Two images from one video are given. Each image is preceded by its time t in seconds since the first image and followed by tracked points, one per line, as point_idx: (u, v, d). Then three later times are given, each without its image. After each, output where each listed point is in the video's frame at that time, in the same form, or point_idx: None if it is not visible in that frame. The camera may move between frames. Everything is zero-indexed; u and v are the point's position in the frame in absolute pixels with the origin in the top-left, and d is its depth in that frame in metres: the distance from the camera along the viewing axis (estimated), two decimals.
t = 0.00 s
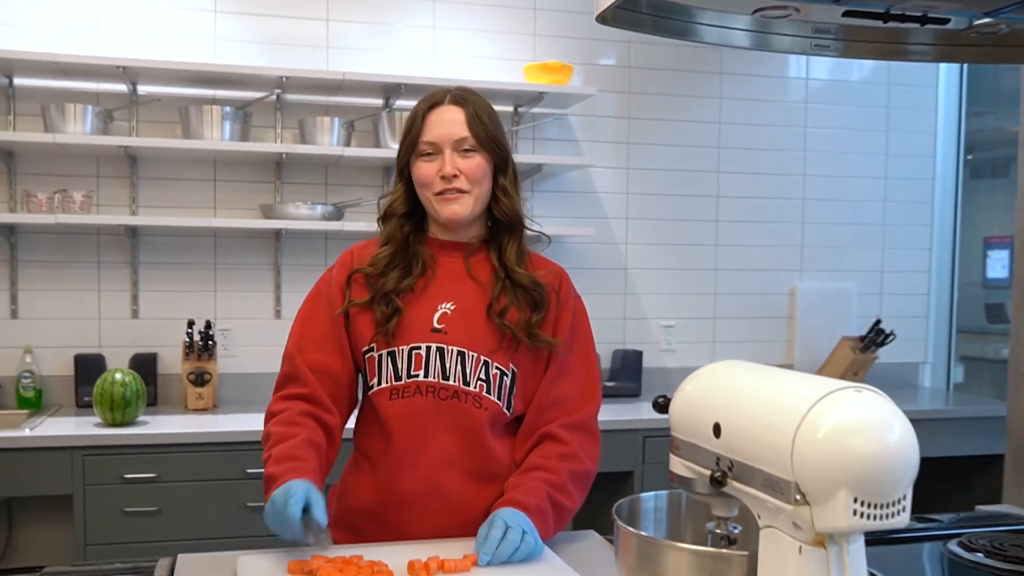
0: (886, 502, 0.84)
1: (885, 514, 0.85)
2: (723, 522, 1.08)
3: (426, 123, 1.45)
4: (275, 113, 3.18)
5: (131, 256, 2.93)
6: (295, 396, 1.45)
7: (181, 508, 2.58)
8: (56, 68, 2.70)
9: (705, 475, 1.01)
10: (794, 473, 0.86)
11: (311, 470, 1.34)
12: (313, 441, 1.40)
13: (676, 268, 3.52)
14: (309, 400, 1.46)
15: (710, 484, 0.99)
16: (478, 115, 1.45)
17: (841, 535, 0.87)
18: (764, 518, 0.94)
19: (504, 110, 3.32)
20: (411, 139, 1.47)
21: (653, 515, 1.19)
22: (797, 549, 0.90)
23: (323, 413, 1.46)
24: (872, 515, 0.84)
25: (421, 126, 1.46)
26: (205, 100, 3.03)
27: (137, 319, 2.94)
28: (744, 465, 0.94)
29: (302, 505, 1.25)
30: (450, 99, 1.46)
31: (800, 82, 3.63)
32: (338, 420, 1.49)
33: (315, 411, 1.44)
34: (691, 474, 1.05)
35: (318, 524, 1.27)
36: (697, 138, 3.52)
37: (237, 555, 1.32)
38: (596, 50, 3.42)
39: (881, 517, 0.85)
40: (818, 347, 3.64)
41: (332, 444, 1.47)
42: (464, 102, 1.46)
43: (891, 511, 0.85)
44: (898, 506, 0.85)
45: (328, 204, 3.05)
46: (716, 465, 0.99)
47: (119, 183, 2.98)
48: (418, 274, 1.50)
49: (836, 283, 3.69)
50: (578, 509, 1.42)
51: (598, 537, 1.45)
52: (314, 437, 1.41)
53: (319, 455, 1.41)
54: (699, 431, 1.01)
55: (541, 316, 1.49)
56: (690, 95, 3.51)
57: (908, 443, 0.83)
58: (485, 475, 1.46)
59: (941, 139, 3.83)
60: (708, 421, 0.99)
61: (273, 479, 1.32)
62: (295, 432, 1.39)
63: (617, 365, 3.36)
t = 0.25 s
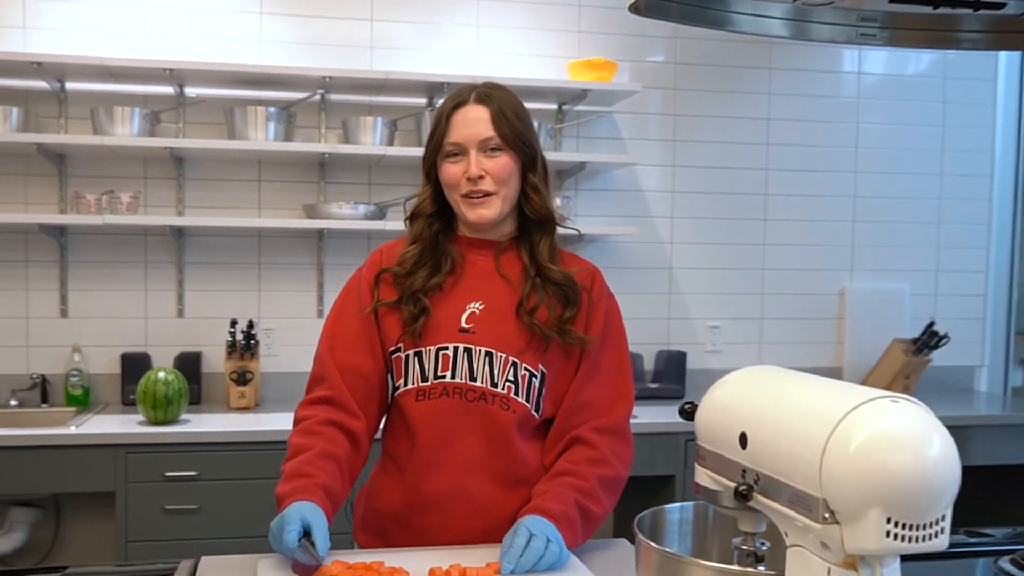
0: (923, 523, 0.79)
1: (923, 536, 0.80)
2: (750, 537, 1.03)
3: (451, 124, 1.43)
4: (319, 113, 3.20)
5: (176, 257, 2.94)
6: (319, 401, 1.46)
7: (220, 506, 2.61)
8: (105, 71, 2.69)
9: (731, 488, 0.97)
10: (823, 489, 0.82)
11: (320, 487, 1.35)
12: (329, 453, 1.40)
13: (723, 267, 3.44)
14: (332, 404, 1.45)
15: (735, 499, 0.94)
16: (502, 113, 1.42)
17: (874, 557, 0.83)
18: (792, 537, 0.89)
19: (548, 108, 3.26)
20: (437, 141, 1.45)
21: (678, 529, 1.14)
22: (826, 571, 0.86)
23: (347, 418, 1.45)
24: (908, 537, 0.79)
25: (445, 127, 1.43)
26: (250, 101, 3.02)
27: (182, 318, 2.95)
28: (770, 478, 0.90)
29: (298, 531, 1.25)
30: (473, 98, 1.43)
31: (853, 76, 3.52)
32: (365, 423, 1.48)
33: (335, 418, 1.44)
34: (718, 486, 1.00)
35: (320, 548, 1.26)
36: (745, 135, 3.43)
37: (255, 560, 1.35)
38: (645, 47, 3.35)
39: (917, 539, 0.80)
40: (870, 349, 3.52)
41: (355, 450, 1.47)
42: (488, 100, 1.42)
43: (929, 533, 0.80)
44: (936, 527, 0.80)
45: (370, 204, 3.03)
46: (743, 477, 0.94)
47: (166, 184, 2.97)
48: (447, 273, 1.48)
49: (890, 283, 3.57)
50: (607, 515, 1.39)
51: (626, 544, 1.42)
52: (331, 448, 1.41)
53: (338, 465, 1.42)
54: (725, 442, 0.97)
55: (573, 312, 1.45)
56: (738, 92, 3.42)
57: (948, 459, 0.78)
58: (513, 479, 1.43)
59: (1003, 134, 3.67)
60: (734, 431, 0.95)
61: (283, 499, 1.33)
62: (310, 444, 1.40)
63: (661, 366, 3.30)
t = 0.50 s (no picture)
0: (950, 540, 0.74)
1: (950, 555, 0.75)
2: (771, 549, 0.96)
3: (477, 120, 1.41)
4: (363, 113, 3.20)
5: (222, 256, 2.97)
6: (349, 402, 1.44)
7: (262, 504, 2.63)
8: (151, 73, 2.72)
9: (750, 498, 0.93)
10: (841, 503, 0.78)
11: (337, 493, 1.33)
12: (352, 457, 1.38)
13: (773, 267, 3.34)
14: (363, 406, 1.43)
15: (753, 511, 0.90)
16: (530, 108, 1.39)
17: None
18: (811, 552, 0.86)
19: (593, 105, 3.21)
20: (462, 138, 1.43)
21: (699, 539, 1.11)
22: None
23: (377, 421, 1.43)
24: (933, 556, 0.75)
25: (471, 124, 1.42)
26: (294, 101, 3.03)
27: (228, 317, 2.98)
28: (789, 489, 0.86)
29: (312, 533, 1.25)
30: (499, 94, 1.41)
31: (911, 71, 3.39)
32: (395, 425, 1.46)
33: (363, 421, 1.41)
34: (738, 496, 0.96)
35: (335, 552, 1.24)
36: (797, 132, 3.33)
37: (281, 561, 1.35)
38: (694, 42, 3.27)
39: (943, 558, 0.75)
40: (929, 352, 3.38)
41: (384, 453, 1.44)
42: (516, 95, 1.40)
43: (956, 551, 0.75)
44: (963, 546, 0.75)
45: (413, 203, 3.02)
46: (761, 488, 0.91)
47: (212, 184, 2.99)
48: (480, 273, 1.45)
49: (949, 284, 3.43)
50: (638, 523, 1.34)
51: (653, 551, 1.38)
52: (354, 453, 1.38)
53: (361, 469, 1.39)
54: (745, 450, 0.94)
55: (607, 318, 1.41)
56: (790, 87, 3.32)
57: (977, 473, 0.73)
58: (543, 484, 1.39)
59: None
60: (754, 439, 0.92)
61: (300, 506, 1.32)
62: (335, 447, 1.38)
63: (709, 368, 3.22)
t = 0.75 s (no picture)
0: (972, 556, 0.70)
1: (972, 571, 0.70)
2: (794, 559, 0.93)
3: (505, 112, 1.36)
4: (405, 111, 3.18)
5: (266, 256, 2.98)
6: (377, 403, 1.40)
7: (305, 503, 2.63)
8: (195, 75, 2.74)
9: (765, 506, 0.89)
10: (854, 513, 0.74)
11: (360, 494, 1.28)
12: (377, 459, 1.33)
13: (828, 266, 3.21)
14: (390, 408, 1.39)
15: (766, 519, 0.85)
16: (559, 100, 1.35)
17: None
18: (829, 564, 0.80)
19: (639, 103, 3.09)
20: (490, 131, 1.38)
21: (719, 549, 1.04)
22: None
23: (402, 421, 1.38)
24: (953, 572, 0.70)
25: (499, 116, 1.36)
26: (336, 100, 3.03)
27: (272, 316, 2.99)
28: (804, 497, 0.81)
29: (333, 537, 1.20)
30: (527, 87, 1.37)
31: (973, 65, 3.24)
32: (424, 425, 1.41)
33: (389, 421, 1.37)
34: (756, 504, 0.92)
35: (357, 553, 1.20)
36: (852, 128, 3.20)
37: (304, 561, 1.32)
38: (745, 37, 3.16)
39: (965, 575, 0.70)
40: (993, 355, 3.23)
41: (412, 454, 1.39)
42: (544, 89, 1.36)
43: (978, 567, 0.70)
44: (985, 562, 0.70)
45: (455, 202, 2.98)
46: (777, 495, 0.86)
47: (256, 184, 3.01)
48: (507, 273, 1.40)
49: (1016, 284, 3.26)
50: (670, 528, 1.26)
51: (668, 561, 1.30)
52: (379, 455, 1.33)
53: (387, 471, 1.34)
54: (761, 455, 0.89)
55: (639, 313, 1.35)
56: (844, 83, 3.19)
57: (1001, 483, 0.68)
58: (571, 488, 1.32)
59: None
60: (768, 444, 0.87)
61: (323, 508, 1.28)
62: (360, 449, 1.34)
63: (760, 369, 3.09)
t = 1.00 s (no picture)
0: (988, 564, 0.68)
1: None
2: (815, 565, 0.89)
3: (528, 106, 1.32)
4: (444, 110, 3.14)
5: (306, 254, 2.98)
6: (398, 404, 1.37)
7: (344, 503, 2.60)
8: (234, 74, 2.74)
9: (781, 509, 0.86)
10: (867, 517, 0.72)
11: (382, 493, 1.24)
12: (400, 459, 1.29)
13: (880, 267, 3.08)
14: (411, 408, 1.36)
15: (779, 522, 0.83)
16: (582, 94, 1.30)
17: None
18: (844, 568, 0.77)
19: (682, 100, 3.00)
20: (513, 125, 1.34)
21: (740, 554, 1.00)
22: None
23: (423, 422, 1.35)
24: None
25: (522, 110, 1.32)
26: (375, 99, 3.01)
27: (311, 314, 2.99)
28: (819, 500, 0.79)
29: (355, 538, 1.17)
30: (551, 80, 1.32)
31: None
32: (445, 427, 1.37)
33: (411, 422, 1.34)
34: (772, 507, 0.89)
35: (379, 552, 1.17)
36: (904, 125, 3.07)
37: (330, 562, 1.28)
38: (795, 32, 3.05)
39: None
40: None
41: (434, 455, 1.35)
42: (567, 82, 1.32)
43: None
44: (1004, 570, 0.68)
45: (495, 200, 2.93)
46: (793, 498, 0.84)
47: (296, 183, 3.01)
48: (529, 269, 1.35)
49: None
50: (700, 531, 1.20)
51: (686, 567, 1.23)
52: (402, 455, 1.30)
53: (411, 472, 1.30)
54: (777, 458, 0.87)
55: (663, 311, 1.29)
56: (896, 79, 3.06)
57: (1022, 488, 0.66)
58: (596, 489, 1.27)
59: None
60: (785, 446, 0.85)
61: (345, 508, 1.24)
62: (383, 448, 1.30)
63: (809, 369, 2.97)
